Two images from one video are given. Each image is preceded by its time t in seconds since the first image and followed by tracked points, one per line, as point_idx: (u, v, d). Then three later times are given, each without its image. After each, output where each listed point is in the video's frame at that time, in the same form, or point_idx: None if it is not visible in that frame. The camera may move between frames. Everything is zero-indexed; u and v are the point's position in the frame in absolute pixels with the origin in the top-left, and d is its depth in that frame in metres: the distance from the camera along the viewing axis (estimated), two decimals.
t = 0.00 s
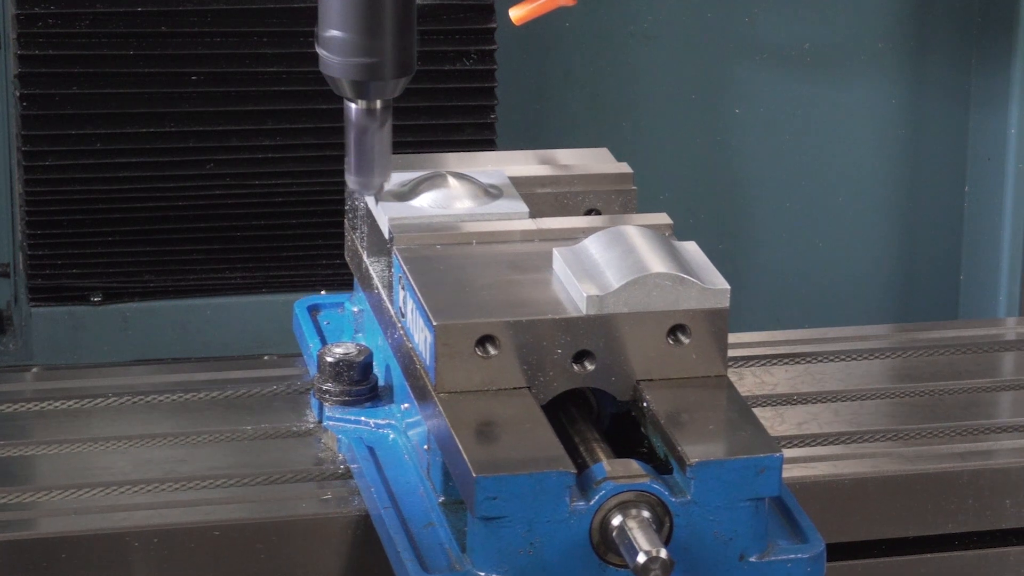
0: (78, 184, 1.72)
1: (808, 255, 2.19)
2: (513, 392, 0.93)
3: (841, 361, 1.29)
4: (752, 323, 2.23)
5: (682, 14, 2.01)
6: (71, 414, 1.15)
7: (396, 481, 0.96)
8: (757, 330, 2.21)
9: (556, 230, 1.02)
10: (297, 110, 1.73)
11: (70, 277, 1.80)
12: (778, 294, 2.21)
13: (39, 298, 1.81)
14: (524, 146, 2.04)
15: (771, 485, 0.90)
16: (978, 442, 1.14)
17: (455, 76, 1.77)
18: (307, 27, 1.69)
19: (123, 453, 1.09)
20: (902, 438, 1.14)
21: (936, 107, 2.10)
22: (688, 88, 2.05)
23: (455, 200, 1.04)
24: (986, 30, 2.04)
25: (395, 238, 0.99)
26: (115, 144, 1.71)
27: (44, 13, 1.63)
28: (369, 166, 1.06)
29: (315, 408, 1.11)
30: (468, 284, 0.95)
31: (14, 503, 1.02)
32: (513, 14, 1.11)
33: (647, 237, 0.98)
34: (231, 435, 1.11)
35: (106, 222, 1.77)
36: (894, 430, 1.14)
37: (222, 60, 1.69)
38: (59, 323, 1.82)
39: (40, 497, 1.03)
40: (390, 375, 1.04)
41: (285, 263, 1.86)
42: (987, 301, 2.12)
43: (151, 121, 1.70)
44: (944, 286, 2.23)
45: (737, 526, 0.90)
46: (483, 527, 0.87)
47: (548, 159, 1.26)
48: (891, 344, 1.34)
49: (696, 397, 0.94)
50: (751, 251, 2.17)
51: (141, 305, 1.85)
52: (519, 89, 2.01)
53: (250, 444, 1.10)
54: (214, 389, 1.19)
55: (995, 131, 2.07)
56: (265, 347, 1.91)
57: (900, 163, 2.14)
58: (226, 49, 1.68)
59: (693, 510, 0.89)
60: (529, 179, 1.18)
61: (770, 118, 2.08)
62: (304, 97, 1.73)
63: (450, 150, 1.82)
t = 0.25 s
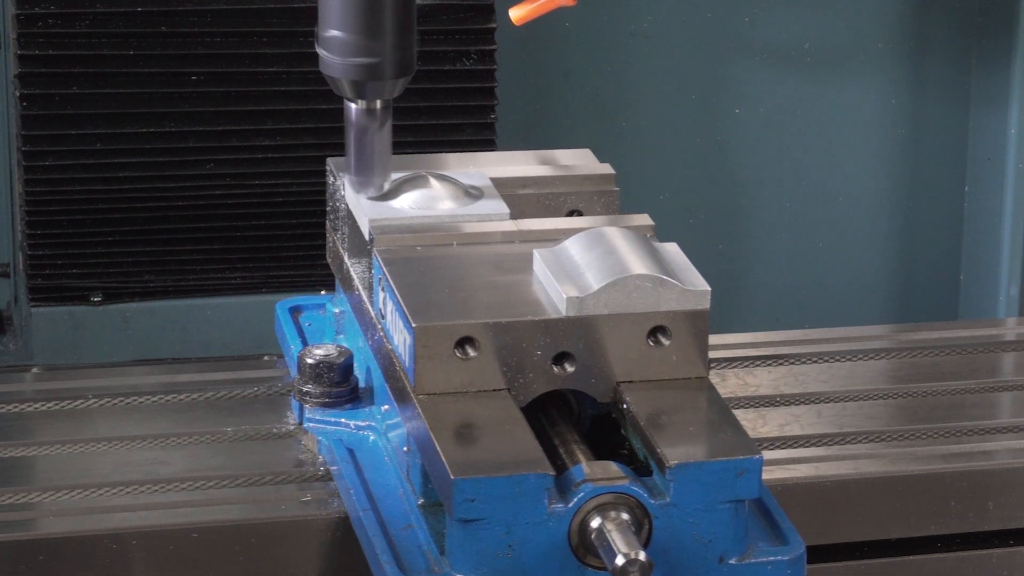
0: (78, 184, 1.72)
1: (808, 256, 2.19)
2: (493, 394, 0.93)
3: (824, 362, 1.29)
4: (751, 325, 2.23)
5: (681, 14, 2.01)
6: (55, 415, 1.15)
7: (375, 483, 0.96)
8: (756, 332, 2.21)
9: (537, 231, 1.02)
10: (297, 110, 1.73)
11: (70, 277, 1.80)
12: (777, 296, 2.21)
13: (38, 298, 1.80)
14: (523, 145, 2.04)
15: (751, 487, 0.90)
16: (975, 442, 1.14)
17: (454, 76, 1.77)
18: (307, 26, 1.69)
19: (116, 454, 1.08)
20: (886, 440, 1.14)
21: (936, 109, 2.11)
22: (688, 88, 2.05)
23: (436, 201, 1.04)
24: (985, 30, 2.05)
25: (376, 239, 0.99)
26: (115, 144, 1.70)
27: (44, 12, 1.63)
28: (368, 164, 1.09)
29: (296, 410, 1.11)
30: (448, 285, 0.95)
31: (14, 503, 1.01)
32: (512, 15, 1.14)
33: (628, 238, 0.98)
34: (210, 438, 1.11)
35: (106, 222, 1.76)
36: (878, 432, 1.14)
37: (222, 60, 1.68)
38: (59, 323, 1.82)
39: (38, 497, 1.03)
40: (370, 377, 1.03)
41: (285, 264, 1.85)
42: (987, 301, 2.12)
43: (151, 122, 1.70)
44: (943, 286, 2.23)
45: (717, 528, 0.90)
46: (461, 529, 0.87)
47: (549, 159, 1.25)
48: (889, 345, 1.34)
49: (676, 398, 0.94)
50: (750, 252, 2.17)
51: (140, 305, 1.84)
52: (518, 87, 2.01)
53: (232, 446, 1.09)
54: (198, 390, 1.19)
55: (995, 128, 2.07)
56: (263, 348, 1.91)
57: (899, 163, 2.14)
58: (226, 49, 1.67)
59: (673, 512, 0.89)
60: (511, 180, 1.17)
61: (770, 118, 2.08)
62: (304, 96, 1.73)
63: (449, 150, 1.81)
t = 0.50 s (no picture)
0: (78, 181, 1.73)
1: (809, 257, 2.19)
2: (475, 395, 0.92)
3: (807, 363, 1.28)
4: (751, 326, 2.23)
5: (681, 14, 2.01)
6: (41, 416, 1.15)
7: (357, 485, 0.95)
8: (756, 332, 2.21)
9: (520, 232, 1.02)
10: (297, 106, 1.74)
11: (70, 277, 1.80)
12: (777, 296, 2.21)
13: (38, 298, 1.80)
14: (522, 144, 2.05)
15: (733, 489, 0.89)
16: (977, 442, 1.14)
17: (454, 72, 1.77)
18: (307, 20, 1.70)
19: (109, 455, 1.08)
20: (871, 441, 1.13)
21: (936, 107, 2.11)
22: (689, 88, 2.05)
23: (420, 202, 1.03)
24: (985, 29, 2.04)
25: (359, 240, 0.99)
26: (115, 140, 1.71)
27: (45, 7, 1.64)
28: (368, 157, 1.08)
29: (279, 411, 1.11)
30: (430, 287, 0.95)
31: (14, 505, 1.01)
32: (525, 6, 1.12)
33: (611, 239, 0.98)
34: (193, 439, 1.11)
35: (106, 220, 1.77)
36: (864, 433, 1.14)
37: (221, 56, 1.69)
38: (58, 322, 1.81)
39: (38, 498, 1.02)
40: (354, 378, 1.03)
41: (286, 264, 1.85)
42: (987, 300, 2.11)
43: (151, 119, 1.71)
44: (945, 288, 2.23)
45: (699, 531, 0.90)
46: (442, 531, 0.86)
47: (551, 159, 1.25)
48: (887, 345, 1.34)
49: (658, 400, 0.94)
50: (750, 253, 2.17)
51: (141, 305, 1.84)
52: (517, 86, 2.01)
53: (214, 447, 1.09)
54: (181, 391, 1.19)
55: (995, 125, 2.06)
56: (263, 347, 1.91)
57: (900, 164, 2.15)
58: (225, 45, 1.68)
59: (655, 514, 0.89)
60: (495, 182, 1.17)
61: (770, 118, 2.09)
62: (305, 93, 1.74)
63: (449, 146, 1.82)
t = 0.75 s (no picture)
0: (77, 180, 1.71)
1: (808, 257, 2.18)
2: (455, 397, 0.92)
3: (791, 365, 1.28)
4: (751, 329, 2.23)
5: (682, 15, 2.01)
6: (25, 417, 1.15)
7: (338, 486, 0.95)
8: (755, 332, 2.21)
9: (502, 234, 1.01)
10: (296, 102, 1.73)
11: (70, 277, 1.78)
12: (777, 299, 2.21)
13: (38, 298, 1.78)
14: (522, 144, 2.05)
15: (714, 491, 0.89)
16: (985, 443, 1.14)
17: (454, 68, 1.77)
18: (307, 14, 1.69)
19: (99, 456, 1.08)
20: (856, 443, 1.13)
21: (937, 105, 2.11)
22: (689, 88, 2.05)
23: (403, 202, 1.03)
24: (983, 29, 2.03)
25: (340, 242, 0.99)
26: (114, 137, 1.70)
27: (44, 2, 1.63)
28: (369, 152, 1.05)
29: (260, 413, 1.10)
30: (411, 288, 0.95)
31: (14, 504, 1.01)
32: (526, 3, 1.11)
33: (593, 241, 0.97)
34: (174, 441, 1.10)
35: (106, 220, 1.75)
36: (849, 434, 1.13)
37: (220, 52, 1.68)
38: (58, 322, 1.79)
39: (36, 499, 1.02)
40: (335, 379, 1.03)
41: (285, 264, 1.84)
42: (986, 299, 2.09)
43: (150, 115, 1.70)
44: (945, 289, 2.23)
45: (680, 533, 0.90)
46: (421, 533, 0.86)
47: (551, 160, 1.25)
48: (890, 345, 1.34)
49: (639, 402, 0.94)
50: (751, 256, 2.17)
51: (141, 306, 1.82)
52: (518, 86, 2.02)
53: (196, 448, 1.09)
54: (162, 393, 1.19)
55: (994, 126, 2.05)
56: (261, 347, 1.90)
57: (900, 164, 2.14)
58: (224, 40, 1.67)
59: (635, 516, 0.89)
60: (478, 183, 1.17)
61: (771, 120, 2.08)
62: (304, 88, 1.73)
63: (449, 143, 1.81)
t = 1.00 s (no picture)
0: (78, 179, 1.71)
1: (808, 258, 2.18)
2: (435, 399, 0.92)
3: (773, 366, 1.28)
4: (751, 330, 2.23)
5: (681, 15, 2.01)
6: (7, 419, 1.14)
7: (317, 489, 0.95)
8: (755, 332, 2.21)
9: (483, 235, 1.01)
10: (296, 100, 1.73)
11: (70, 277, 1.77)
12: (776, 300, 2.21)
13: (38, 298, 1.77)
14: (521, 143, 2.05)
15: (694, 493, 0.89)
16: (981, 444, 1.14)
17: (454, 67, 1.76)
18: (306, 13, 1.69)
19: (86, 458, 1.08)
20: (839, 445, 1.13)
21: (935, 106, 2.11)
22: (689, 88, 2.05)
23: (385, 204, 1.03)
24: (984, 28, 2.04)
25: (320, 243, 0.99)
26: (114, 136, 1.70)
27: None
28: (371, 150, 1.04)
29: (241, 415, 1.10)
30: (390, 289, 0.94)
31: (13, 505, 1.01)
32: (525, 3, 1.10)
33: (574, 242, 0.97)
34: (155, 443, 1.10)
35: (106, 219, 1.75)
36: (832, 436, 1.13)
37: (220, 51, 1.68)
38: (59, 323, 1.78)
39: (37, 499, 1.02)
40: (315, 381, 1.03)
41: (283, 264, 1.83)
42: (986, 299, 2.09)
43: (150, 113, 1.70)
44: (946, 289, 2.23)
45: (660, 535, 0.90)
46: (399, 535, 0.86)
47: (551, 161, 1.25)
48: (887, 346, 1.34)
49: (620, 404, 0.93)
50: (750, 256, 2.17)
51: (141, 305, 1.81)
52: (517, 85, 2.02)
53: (176, 450, 1.09)
54: (145, 395, 1.19)
55: (994, 126, 2.05)
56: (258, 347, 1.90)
57: (901, 165, 2.14)
58: (224, 38, 1.68)
59: (615, 518, 0.88)
60: (459, 184, 1.17)
61: (771, 120, 2.09)
62: (304, 87, 1.73)
63: (449, 143, 1.80)
